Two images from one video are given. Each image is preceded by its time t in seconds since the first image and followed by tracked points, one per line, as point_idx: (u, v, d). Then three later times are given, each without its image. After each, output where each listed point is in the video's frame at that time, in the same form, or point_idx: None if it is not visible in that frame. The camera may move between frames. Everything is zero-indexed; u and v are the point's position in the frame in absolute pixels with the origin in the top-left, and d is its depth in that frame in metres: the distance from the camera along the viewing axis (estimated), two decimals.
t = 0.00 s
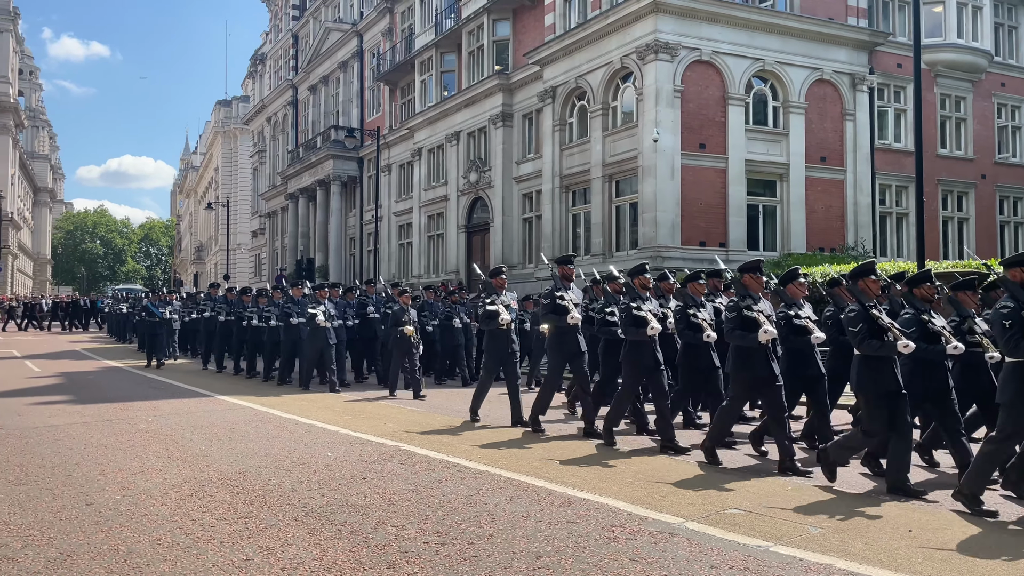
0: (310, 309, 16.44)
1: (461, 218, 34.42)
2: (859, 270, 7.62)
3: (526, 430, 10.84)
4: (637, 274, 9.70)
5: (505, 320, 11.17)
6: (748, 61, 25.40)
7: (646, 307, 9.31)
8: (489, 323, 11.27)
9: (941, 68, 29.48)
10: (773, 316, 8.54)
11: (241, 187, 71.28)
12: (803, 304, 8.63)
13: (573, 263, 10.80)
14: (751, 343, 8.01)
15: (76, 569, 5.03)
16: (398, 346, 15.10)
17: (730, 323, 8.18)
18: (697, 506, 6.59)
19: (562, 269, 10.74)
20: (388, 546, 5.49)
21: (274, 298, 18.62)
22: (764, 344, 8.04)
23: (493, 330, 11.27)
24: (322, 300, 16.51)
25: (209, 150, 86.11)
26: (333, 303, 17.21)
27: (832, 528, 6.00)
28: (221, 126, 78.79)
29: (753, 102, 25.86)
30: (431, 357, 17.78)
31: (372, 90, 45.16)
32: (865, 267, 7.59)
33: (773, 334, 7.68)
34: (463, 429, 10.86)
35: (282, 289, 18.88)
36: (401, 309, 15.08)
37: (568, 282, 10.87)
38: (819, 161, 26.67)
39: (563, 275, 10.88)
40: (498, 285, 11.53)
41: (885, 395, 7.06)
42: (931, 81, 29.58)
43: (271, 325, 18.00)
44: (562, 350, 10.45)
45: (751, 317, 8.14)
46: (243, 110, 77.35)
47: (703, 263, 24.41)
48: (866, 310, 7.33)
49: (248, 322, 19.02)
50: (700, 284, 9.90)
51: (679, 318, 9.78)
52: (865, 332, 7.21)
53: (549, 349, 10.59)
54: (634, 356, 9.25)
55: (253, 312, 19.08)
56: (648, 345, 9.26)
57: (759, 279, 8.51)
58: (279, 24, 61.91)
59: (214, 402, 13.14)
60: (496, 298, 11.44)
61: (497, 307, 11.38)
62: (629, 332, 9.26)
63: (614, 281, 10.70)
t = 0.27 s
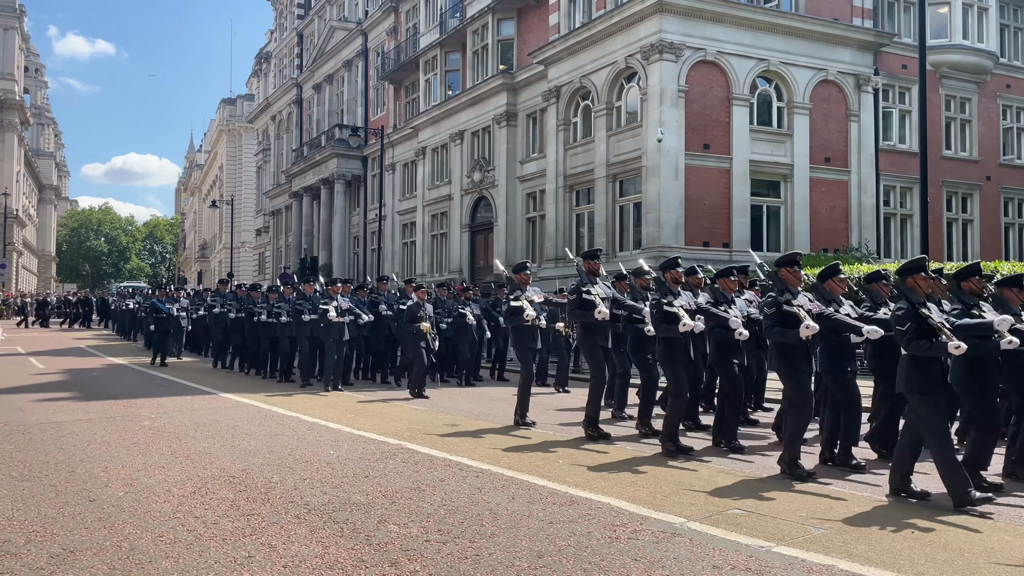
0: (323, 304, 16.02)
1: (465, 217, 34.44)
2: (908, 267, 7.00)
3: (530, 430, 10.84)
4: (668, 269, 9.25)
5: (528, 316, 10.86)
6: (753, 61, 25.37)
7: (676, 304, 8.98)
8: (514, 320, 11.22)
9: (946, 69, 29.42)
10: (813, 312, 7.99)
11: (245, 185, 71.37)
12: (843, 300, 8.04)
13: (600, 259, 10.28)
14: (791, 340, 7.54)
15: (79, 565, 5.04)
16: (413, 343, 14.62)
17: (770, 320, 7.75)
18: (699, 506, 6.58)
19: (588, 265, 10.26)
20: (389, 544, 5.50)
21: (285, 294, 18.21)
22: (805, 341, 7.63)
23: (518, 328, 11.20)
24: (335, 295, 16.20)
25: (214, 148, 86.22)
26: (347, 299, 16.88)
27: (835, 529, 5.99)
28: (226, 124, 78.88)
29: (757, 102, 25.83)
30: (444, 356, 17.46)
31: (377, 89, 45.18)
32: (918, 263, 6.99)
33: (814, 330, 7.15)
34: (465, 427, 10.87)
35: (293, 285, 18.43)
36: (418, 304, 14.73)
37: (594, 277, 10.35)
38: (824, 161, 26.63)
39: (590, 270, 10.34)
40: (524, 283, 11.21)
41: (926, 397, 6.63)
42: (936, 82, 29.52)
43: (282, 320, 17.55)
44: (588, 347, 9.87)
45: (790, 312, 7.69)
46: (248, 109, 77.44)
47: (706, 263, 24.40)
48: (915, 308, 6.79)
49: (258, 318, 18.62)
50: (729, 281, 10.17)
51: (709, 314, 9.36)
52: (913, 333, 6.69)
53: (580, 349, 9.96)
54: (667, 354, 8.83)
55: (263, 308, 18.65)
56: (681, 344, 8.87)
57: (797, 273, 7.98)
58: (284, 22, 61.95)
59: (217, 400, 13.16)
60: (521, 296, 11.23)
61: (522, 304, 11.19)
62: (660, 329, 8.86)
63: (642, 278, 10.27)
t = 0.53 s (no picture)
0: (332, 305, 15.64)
1: (465, 216, 34.42)
2: (959, 271, 6.76)
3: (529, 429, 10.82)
4: (698, 274, 9.05)
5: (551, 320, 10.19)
6: (754, 62, 25.36)
7: (707, 311, 8.69)
8: (536, 323, 10.39)
9: (947, 70, 29.42)
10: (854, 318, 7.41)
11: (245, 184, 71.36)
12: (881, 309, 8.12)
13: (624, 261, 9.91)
14: (830, 352, 7.38)
15: (77, 564, 5.03)
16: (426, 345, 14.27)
17: (807, 329, 7.54)
18: (698, 507, 6.58)
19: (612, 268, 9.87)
20: (388, 543, 5.50)
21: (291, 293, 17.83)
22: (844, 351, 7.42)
23: (540, 331, 10.38)
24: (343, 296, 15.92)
25: (214, 147, 86.20)
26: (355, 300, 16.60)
27: (834, 530, 5.99)
28: (227, 122, 78.86)
29: (758, 103, 25.83)
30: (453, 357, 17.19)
31: (378, 88, 45.17)
32: (966, 266, 6.78)
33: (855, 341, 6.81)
34: (465, 427, 10.86)
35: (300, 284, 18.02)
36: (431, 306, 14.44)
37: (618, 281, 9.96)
38: (824, 162, 26.62)
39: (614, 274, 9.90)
40: (542, 284, 10.62)
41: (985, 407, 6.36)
42: (936, 83, 29.53)
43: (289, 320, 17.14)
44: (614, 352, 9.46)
45: (829, 321, 7.41)
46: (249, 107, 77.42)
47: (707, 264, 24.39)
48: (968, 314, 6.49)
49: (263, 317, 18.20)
50: (760, 285, 9.46)
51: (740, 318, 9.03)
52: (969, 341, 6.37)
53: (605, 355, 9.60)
54: (698, 363, 8.54)
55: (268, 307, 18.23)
56: (712, 352, 8.58)
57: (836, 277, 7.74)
58: (286, 21, 61.92)
59: (216, 398, 13.15)
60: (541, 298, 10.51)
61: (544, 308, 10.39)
62: (690, 336, 8.57)
63: (665, 280, 9.92)
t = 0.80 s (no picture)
0: (338, 303, 15.45)
1: (463, 215, 34.42)
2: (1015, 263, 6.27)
3: (526, 429, 10.83)
4: (729, 268, 8.66)
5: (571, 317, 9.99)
6: (752, 62, 25.37)
7: (740, 306, 8.25)
8: (554, 321, 10.28)
9: (945, 71, 29.47)
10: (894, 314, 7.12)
11: (243, 183, 71.33)
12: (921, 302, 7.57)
13: (648, 255, 9.61)
14: (871, 349, 6.82)
15: (73, 563, 5.02)
16: (437, 344, 14.22)
17: (847, 324, 6.98)
18: (695, 507, 6.58)
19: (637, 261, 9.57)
20: (386, 543, 5.50)
21: (296, 292, 17.69)
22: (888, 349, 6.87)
23: (558, 328, 10.28)
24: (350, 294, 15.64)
25: (213, 146, 86.16)
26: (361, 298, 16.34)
27: (831, 530, 6.00)
28: (224, 121, 78.80)
29: (756, 103, 25.85)
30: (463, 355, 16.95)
31: (376, 88, 45.18)
32: None
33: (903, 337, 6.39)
34: (462, 426, 10.85)
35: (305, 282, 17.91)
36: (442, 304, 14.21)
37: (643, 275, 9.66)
38: (822, 163, 26.65)
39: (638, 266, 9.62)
40: (562, 281, 10.51)
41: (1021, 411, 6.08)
42: (934, 84, 29.57)
43: (294, 319, 17.05)
44: (636, 351, 9.14)
45: (872, 317, 6.90)
46: (247, 106, 77.37)
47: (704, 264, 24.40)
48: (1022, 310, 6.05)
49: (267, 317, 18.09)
50: (791, 279, 8.97)
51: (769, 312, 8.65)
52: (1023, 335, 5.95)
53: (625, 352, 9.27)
54: (725, 361, 8.17)
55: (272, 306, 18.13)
56: (744, 350, 8.17)
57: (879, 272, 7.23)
58: (284, 20, 61.83)
59: (213, 397, 13.14)
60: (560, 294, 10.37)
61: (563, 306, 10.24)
62: (721, 333, 8.18)
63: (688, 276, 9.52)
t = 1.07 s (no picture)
0: (347, 305, 14.97)
1: (460, 216, 34.44)
2: None
3: (523, 429, 10.83)
4: (766, 274, 8.17)
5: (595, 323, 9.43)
6: (749, 63, 25.41)
7: (778, 313, 7.94)
8: (576, 325, 9.75)
9: (941, 72, 29.52)
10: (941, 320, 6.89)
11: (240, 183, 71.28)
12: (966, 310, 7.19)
13: (679, 259, 9.06)
14: (918, 357, 6.64)
15: (70, 564, 5.02)
16: (450, 348, 13.84)
17: (895, 332, 6.82)
18: (692, 507, 6.59)
19: (667, 266, 9.06)
20: (382, 543, 5.50)
21: (303, 294, 17.22)
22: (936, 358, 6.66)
23: (579, 333, 9.76)
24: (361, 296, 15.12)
25: (210, 147, 86.12)
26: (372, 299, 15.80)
27: (827, 530, 6.02)
28: (221, 121, 78.72)
29: (753, 104, 25.89)
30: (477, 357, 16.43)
31: (373, 88, 45.18)
32: None
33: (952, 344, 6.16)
34: (459, 427, 10.86)
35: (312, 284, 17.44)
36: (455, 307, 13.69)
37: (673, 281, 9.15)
38: (819, 164, 26.69)
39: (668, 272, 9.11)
40: (584, 284, 9.87)
41: None
42: (931, 85, 29.64)
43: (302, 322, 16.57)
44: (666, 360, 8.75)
45: (920, 324, 6.69)
46: (244, 106, 77.33)
47: (701, 265, 24.42)
48: None
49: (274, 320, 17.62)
50: (828, 284, 8.25)
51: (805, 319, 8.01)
52: None
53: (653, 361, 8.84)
54: (761, 370, 7.90)
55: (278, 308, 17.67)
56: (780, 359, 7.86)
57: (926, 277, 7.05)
58: (281, 20, 61.77)
59: (210, 397, 13.13)
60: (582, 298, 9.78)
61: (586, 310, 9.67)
62: (757, 341, 7.88)
63: (715, 280, 9.28)
